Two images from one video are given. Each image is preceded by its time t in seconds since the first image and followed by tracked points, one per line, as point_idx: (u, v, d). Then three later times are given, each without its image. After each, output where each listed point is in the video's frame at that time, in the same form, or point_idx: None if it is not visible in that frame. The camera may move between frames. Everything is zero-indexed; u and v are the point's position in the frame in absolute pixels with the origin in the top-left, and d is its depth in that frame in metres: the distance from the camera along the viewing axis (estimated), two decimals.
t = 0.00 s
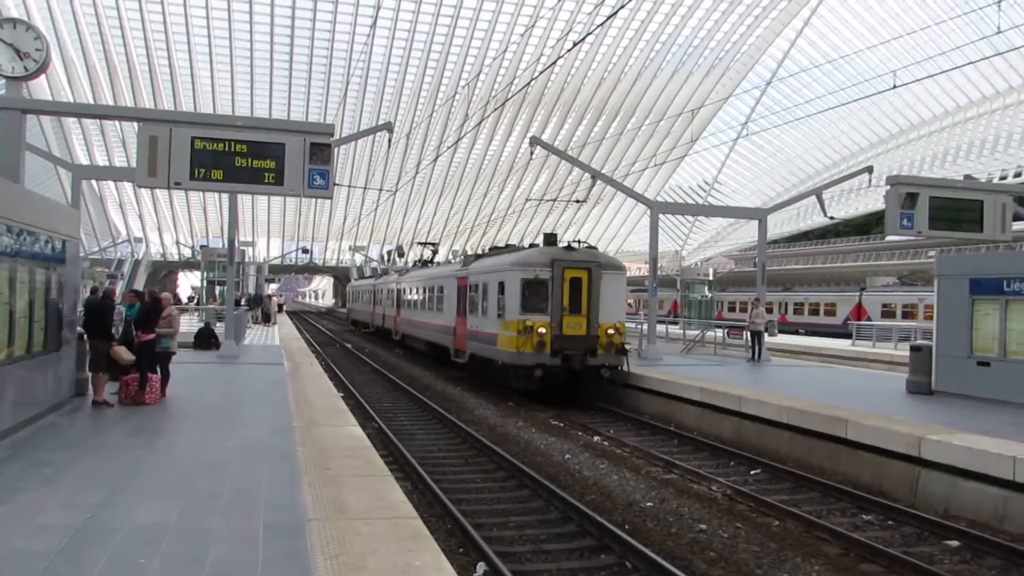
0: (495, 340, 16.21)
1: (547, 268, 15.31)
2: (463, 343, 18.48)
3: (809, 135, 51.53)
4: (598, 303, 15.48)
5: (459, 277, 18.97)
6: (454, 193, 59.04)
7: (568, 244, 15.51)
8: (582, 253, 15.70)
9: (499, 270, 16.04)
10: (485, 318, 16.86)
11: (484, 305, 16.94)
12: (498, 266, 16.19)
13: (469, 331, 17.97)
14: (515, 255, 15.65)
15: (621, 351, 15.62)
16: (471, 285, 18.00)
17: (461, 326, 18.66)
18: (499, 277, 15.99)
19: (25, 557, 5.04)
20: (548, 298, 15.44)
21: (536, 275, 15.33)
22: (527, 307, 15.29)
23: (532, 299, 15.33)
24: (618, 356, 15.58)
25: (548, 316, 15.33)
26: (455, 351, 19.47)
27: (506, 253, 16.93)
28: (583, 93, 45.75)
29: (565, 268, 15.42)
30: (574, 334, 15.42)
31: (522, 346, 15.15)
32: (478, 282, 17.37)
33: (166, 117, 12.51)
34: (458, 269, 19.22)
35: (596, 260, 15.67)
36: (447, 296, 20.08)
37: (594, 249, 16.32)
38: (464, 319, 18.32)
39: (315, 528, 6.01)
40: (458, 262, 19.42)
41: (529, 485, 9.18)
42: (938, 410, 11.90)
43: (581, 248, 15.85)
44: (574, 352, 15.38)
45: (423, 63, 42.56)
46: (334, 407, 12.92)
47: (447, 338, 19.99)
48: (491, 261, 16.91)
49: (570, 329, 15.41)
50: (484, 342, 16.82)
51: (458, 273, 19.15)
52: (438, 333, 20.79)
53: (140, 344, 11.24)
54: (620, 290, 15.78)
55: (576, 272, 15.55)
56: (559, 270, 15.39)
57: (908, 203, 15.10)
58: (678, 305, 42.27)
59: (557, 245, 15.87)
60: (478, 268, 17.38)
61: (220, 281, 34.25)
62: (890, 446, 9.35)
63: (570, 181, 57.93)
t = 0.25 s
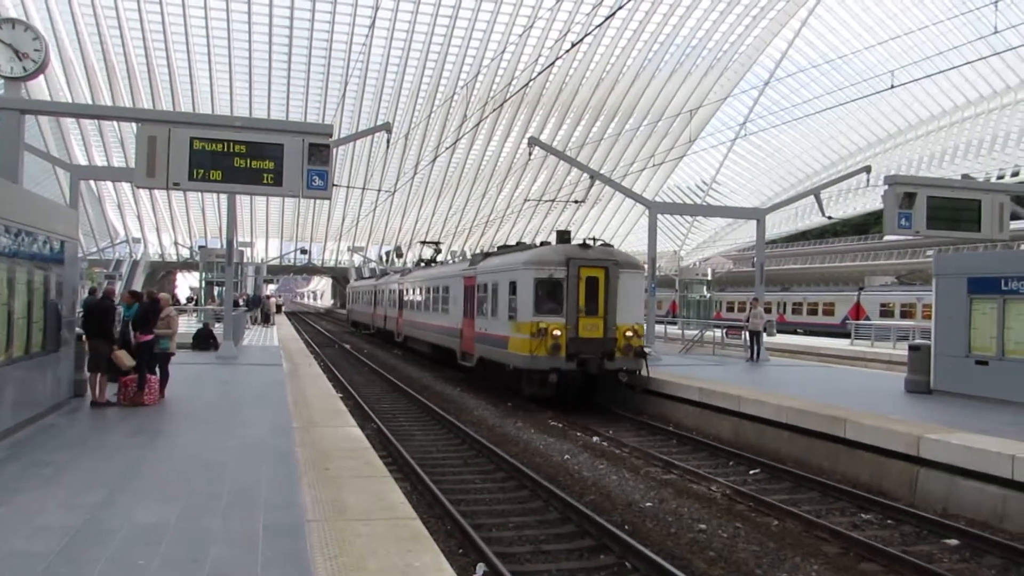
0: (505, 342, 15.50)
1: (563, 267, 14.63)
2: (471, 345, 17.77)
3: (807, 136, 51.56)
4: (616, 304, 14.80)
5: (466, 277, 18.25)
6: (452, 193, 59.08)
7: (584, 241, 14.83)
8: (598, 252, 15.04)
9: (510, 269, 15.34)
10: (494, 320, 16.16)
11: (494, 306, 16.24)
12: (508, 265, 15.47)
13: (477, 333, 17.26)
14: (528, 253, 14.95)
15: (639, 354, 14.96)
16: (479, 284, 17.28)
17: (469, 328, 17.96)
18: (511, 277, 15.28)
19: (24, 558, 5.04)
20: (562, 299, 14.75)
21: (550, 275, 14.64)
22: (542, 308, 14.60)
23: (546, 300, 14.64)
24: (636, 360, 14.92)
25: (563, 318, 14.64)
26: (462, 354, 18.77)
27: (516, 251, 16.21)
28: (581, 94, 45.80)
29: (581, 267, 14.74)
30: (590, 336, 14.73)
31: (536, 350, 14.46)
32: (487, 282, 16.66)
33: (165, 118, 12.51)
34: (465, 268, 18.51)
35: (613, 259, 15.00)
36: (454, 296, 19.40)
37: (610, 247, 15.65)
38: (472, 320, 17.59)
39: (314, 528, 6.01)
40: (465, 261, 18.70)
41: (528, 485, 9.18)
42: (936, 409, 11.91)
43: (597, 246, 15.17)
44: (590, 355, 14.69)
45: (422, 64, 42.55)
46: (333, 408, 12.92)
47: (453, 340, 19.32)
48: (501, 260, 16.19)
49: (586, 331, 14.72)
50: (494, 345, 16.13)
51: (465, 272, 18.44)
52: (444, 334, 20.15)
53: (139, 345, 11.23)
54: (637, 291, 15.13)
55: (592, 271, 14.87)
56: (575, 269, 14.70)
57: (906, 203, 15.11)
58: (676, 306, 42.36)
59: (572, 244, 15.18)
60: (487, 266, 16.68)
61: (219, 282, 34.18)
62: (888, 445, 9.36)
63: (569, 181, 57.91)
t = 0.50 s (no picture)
0: (515, 347, 14.47)
1: (578, 266, 13.63)
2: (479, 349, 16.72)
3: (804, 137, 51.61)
4: (635, 305, 13.82)
5: (473, 277, 17.24)
6: (450, 194, 59.11)
7: (601, 239, 13.85)
8: (615, 250, 14.05)
9: (521, 268, 14.32)
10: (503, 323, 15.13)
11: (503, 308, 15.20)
12: (519, 265, 14.45)
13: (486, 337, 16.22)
14: (540, 252, 13.94)
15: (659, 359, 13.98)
16: (487, 285, 16.24)
17: (477, 331, 16.93)
18: (521, 277, 14.28)
19: (22, 560, 5.02)
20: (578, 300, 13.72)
21: (565, 275, 13.62)
22: (556, 310, 13.57)
23: (560, 302, 13.60)
24: (656, 365, 13.92)
25: (579, 320, 13.59)
26: (469, 359, 17.75)
27: (527, 249, 15.19)
28: (578, 95, 45.88)
29: (598, 266, 13.75)
30: (607, 340, 13.72)
31: (550, 354, 13.43)
32: (496, 283, 15.63)
33: (163, 119, 12.51)
34: (472, 268, 17.50)
35: (631, 257, 14.03)
36: (460, 298, 18.43)
37: (626, 246, 14.68)
38: (479, 324, 16.59)
39: (311, 530, 6.01)
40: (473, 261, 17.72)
41: (526, 487, 9.18)
42: (934, 409, 11.92)
43: (613, 244, 14.20)
44: (607, 361, 13.66)
45: (419, 66, 42.55)
46: (330, 409, 12.91)
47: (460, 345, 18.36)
48: (510, 259, 15.16)
49: (603, 334, 13.72)
50: (504, 350, 15.11)
51: (472, 271, 17.42)
52: (450, 338, 19.23)
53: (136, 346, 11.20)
54: (656, 291, 14.18)
55: (609, 271, 13.88)
56: (591, 269, 13.70)
57: (903, 203, 15.12)
58: (673, 306, 42.43)
59: (586, 242, 14.20)
60: (497, 266, 15.65)
61: (217, 283, 34.11)
62: (885, 445, 9.37)
63: (566, 183, 57.93)
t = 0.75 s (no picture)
0: (528, 351, 13.91)
1: (595, 268, 13.06)
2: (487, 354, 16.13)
3: (800, 141, 51.65)
4: (655, 309, 13.23)
5: (480, 279, 16.66)
6: (446, 196, 59.11)
7: (619, 238, 13.26)
8: (633, 250, 13.47)
9: (534, 269, 13.74)
10: (514, 326, 14.58)
11: (514, 311, 14.64)
12: (532, 264, 13.88)
13: (495, 341, 15.65)
14: (555, 252, 13.36)
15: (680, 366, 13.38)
16: (495, 287, 15.67)
17: (484, 336, 16.36)
18: (535, 278, 13.69)
19: (19, 562, 5.02)
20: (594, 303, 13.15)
21: (582, 276, 13.06)
22: (571, 313, 13.00)
23: (575, 305, 13.03)
24: (676, 372, 13.33)
25: (595, 324, 13.03)
26: (476, 364, 17.17)
27: (539, 249, 14.60)
28: (574, 98, 45.89)
29: (616, 268, 13.17)
30: (625, 346, 13.15)
31: (565, 361, 12.87)
32: (506, 284, 15.07)
33: (160, 121, 12.50)
34: (478, 269, 16.93)
35: (651, 258, 13.43)
36: (464, 301, 17.89)
37: (644, 246, 14.09)
38: (488, 327, 16.00)
39: (308, 532, 6.02)
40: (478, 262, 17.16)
41: (522, 489, 9.18)
42: (929, 412, 11.94)
43: (632, 244, 13.61)
44: (624, 367, 13.09)
45: (415, 67, 42.48)
46: (326, 412, 12.90)
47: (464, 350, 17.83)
48: (521, 259, 14.59)
49: (620, 339, 13.14)
50: (515, 355, 14.54)
51: (478, 272, 16.84)
52: (452, 342, 18.75)
53: (131, 348, 11.19)
54: (676, 294, 13.59)
55: (628, 272, 13.30)
56: (609, 270, 13.13)
57: (898, 207, 15.17)
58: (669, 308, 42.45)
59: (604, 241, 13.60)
60: (507, 267, 15.09)
61: (213, 285, 34.05)
62: (880, 447, 9.39)
63: (562, 185, 57.91)
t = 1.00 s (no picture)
0: (540, 358, 12.82)
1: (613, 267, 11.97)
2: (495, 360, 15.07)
3: (795, 144, 51.75)
4: (678, 312, 12.09)
5: (488, 280, 15.62)
6: (442, 198, 59.14)
7: (639, 236, 12.14)
8: (655, 248, 12.34)
9: (547, 269, 12.66)
10: (524, 330, 13.52)
11: (524, 313, 13.59)
12: (544, 263, 12.82)
13: (504, 345, 14.59)
14: (570, 250, 12.28)
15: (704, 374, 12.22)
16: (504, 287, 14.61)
17: (492, 340, 15.33)
18: (548, 279, 12.62)
19: (11, 562, 5.01)
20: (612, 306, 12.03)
21: (599, 277, 11.98)
22: (588, 317, 11.91)
23: (591, 308, 11.94)
24: (701, 381, 12.18)
25: (614, 329, 11.93)
26: (483, 369, 16.13)
27: (552, 247, 13.51)
28: (571, 100, 45.95)
29: (637, 267, 12.05)
30: (646, 352, 12.02)
31: (581, 368, 11.80)
32: (516, 285, 13.99)
33: (156, 120, 12.47)
34: (485, 269, 15.90)
35: (674, 257, 12.30)
36: (468, 304, 16.98)
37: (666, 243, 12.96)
38: (495, 331, 15.02)
39: (302, 534, 6.01)
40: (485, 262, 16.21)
41: (516, 491, 9.18)
42: (923, 416, 11.96)
43: (653, 242, 12.49)
44: (645, 375, 11.96)
45: (412, 69, 42.49)
46: (321, 413, 12.88)
47: (467, 355, 16.97)
48: (533, 258, 13.51)
49: (641, 345, 12.02)
50: (526, 361, 13.47)
51: (485, 273, 15.82)
52: (453, 347, 17.95)
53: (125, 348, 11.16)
54: (701, 296, 12.45)
55: (649, 273, 12.18)
56: (629, 270, 12.01)
57: (892, 211, 15.21)
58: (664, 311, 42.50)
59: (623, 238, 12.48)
60: (516, 266, 14.06)
61: (207, 286, 33.95)
62: (875, 450, 9.40)
63: (558, 188, 57.94)
